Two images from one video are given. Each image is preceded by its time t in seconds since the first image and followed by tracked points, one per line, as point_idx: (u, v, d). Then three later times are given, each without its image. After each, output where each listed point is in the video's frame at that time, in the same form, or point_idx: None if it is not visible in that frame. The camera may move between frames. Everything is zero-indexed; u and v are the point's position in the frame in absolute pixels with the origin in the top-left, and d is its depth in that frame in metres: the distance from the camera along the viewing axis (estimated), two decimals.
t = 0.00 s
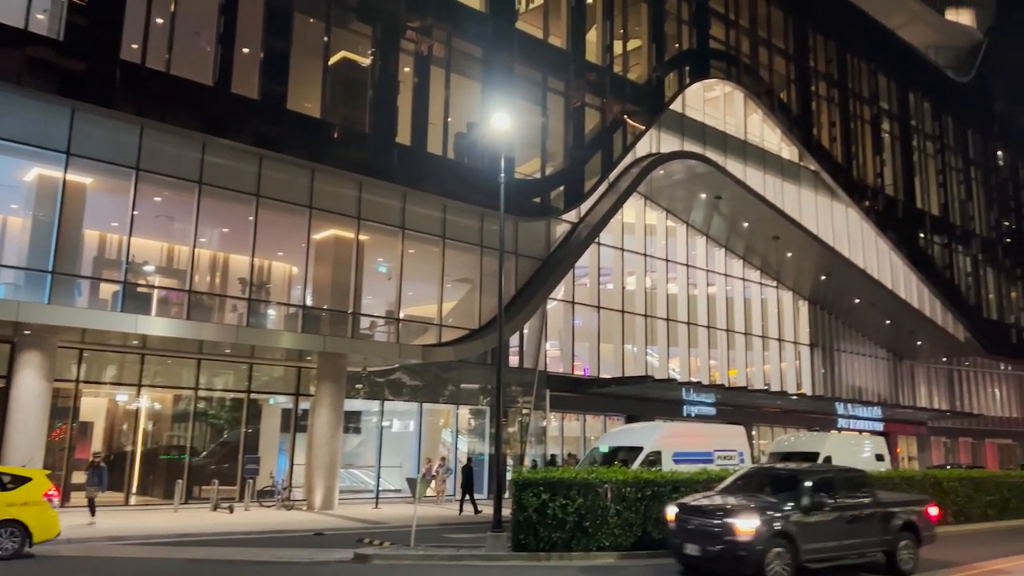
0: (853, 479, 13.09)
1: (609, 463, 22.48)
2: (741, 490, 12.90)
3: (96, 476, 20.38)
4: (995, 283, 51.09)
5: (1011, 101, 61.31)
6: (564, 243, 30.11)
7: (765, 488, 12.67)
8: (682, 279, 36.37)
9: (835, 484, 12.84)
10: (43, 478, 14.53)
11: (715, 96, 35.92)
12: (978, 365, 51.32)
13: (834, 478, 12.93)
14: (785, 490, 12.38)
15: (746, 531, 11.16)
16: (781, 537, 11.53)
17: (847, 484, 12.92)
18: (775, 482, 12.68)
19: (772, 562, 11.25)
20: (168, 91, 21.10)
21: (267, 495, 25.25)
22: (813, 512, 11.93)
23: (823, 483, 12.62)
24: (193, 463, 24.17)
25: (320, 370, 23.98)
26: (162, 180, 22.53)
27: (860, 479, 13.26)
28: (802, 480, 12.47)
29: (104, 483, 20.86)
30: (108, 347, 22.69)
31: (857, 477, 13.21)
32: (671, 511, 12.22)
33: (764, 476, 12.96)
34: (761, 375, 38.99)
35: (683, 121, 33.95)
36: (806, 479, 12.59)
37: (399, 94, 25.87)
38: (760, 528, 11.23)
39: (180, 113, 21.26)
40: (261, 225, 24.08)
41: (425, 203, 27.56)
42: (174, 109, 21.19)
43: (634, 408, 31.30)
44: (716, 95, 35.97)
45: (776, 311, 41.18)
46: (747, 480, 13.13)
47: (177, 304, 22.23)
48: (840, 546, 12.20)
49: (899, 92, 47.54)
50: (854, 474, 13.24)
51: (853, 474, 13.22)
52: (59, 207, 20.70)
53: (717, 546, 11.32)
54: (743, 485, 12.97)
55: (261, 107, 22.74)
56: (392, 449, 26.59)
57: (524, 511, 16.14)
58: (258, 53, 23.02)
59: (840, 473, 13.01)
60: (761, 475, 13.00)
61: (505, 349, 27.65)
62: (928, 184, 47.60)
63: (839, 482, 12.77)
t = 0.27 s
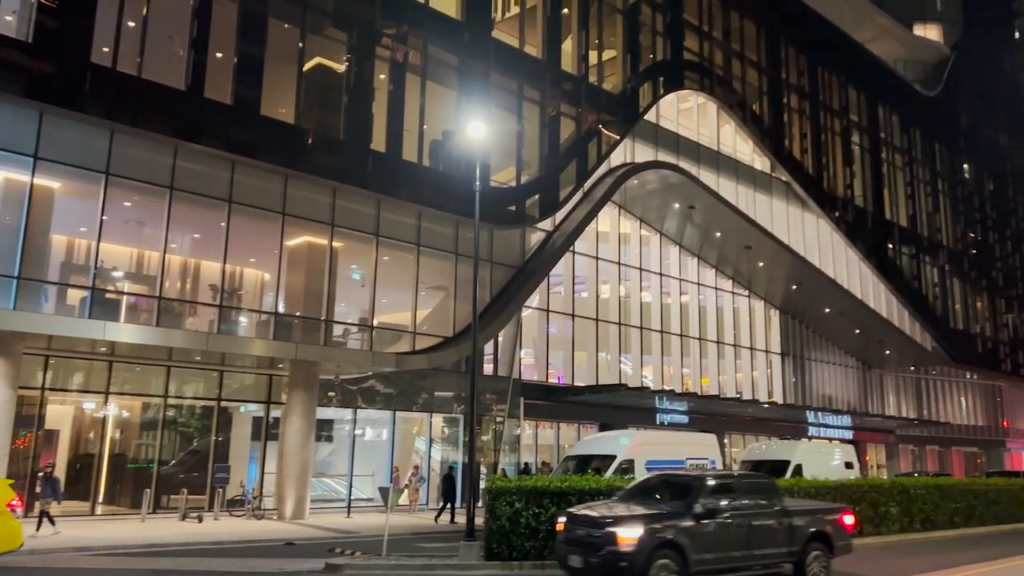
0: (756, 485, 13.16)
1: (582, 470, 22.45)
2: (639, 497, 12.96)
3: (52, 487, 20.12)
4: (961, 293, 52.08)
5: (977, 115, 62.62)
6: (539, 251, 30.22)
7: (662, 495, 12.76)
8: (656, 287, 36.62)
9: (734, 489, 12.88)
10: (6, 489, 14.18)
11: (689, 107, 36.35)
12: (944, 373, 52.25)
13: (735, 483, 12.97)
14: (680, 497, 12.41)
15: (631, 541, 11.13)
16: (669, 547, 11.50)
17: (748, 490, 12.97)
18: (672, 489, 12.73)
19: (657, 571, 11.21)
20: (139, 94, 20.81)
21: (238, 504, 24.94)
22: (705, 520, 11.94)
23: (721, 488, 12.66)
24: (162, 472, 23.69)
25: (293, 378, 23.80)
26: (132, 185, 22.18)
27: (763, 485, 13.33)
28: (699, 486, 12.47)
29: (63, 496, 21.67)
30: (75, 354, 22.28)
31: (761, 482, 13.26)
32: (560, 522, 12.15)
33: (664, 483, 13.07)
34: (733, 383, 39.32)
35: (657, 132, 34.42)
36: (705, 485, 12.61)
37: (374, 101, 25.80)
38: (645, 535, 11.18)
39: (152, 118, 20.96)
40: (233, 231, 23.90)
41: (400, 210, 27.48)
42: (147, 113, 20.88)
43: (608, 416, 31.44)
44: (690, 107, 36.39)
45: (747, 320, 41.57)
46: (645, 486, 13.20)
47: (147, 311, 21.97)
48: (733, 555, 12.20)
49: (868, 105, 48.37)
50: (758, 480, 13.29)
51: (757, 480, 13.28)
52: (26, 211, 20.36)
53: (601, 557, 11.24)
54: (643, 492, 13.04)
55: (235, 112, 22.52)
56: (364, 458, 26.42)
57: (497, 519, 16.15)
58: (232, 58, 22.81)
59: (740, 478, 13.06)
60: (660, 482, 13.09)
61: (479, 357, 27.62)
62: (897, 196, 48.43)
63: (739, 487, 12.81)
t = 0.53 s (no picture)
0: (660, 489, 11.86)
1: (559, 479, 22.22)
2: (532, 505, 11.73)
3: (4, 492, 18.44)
4: (933, 302, 52.86)
5: (948, 126, 63.68)
6: (517, 258, 30.25)
7: (552, 502, 11.56)
8: (633, 295, 36.79)
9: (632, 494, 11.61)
10: None
11: (667, 116, 36.61)
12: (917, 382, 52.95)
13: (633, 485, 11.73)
14: (570, 505, 11.21)
15: (503, 553, 9.94)
16: (550, 558, 10.24)
17: (648, 494, 11.67)
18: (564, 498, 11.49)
19: None
20: (114, 97, 20.55)
21: (211, 513, 24.64)
22: (593, 529, 10.65)
23: (613, 493, 11.41)
24: (134, 480, 23.44)
25: (268, 385, 23.59)
26: (105, 189, 21.88)
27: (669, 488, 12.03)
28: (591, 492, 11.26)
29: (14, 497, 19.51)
30: (46, 360, 21.93)
31: (663, 485, 11.96)
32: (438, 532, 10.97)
33: (557, 490, 11.92)
34: (710, 390, 39.58)
35: (635, 141, 34.65)
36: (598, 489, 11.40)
37: (352, 107, 25.71)
38: (520, 546, 10.01)
39: (126, 122, 20.72)
40: (209, 236, 23.65)
41: (378, 217, 27.37)
42: (122, 118, 20.66)
43: (585, 423, 31.51)
44: (668, 116, 36.69)
45: (724, 328, 41.86)
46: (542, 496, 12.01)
47: (120, 317, 21.63)
48: (629, 567, 10.86)
49: (843, 115, 49.03)
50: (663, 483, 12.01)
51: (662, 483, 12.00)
52: None
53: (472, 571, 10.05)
54: (534, 501, 11.85)
55: (211, 117, 22.34)
56: (340, 466, 26.22)
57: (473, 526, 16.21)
58: (208, 62, 22.63)
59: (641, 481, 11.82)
60: (554, 490, 11.89)
61: (457, 365, 27.54)
62: (871, 206, 49.10)
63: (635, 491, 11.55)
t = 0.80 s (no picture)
0: (554, 496, 11.30)
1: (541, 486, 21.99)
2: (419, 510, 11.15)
3: None
4: (911, 310, 53.48)
5: (925, 136, 64.56)
6: (499, 265, 30.27)
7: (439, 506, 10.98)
8: (615, 302, 36.91)
9: (526, 501, 11.07)
10: None
11: (648, 124, 36.82)
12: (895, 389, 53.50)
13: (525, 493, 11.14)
14: (454, 509, 10.65)
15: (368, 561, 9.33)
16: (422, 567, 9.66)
17: (543, 500, 11.14)
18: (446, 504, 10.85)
19: None
20: (93, 100, 20.36)
21: (188, 520, 24.40)
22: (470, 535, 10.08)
23: (500, 501, 10.81)
24: (110, 487, 23.11)
25: (247, 391, 23.38)
26: (83, 193, 21.66)
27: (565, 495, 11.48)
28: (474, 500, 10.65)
29: None
30: (21, 366, 21.65)
31: (559, 492, 11.38)
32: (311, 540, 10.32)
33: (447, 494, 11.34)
34: (690, 397, 39.76)
35: (617, 149, 34.84)
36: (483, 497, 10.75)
37: (334, 112, 25.64)
38: (387, 556, 9.38)
39: (106, 125, 20.52)
40: (189, 241, 23.47)
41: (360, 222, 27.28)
42: (101, 121, 20.46)
43: (567, 430, 31.53)
44: (650, 124, 36.89)
45: (705, 335, 42.09)
46: (423, 501, 11.35)
47: (97, 322, 21.40)
48: None
49: (822, 125, 49.56)
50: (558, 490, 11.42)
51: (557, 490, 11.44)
52: None
53: None
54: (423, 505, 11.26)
55: (192, 121, 22.19)
56: (320, 473, 26.07)
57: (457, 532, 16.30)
58: (189, 66, 22.50)
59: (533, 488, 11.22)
60: (439, 495, 11.25)
61: (438, 371, 27.48)
62: (850, 214, 49.64)
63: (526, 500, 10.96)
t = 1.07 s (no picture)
0: (447, 502, 10.61)
1: (526, 492, 21.89)
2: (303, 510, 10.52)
3: None
4: (894, 317, 53.91)
5: (908, 145, 65.24)
6: (485, 270, 30.27)
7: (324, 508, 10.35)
8: (600, 308, 36.98)
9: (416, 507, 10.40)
10: None
11: (634, 131, 36.99)
12: (878, 395, 53.92)
13: (416, 499, 10.45)
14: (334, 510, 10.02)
15: (222, 566, 8.76)
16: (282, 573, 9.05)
17: (434, 506, 10.49)
18: (328, 503, 10.17)
19: None
20: (76, 103, 20.18)
21: (170, 527, 24.16)
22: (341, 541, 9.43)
23: (383, 505, 10.14)
24: (90, 493, 22.89)
25: (230, 396, 23.11)
26: (65, 196, 21.41)
27: (462, 502, 10.80)
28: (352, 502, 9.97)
29: None
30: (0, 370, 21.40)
31: (455, 496, 10.74)
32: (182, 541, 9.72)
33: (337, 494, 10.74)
34: (675, 403, 39.89)
35: (603, 155, 34.96)
36: (361, 501, 10.07)
37: (319, 117, 25.57)
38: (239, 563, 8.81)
39: (89, 128, 20.34)
40: (172, 245, 23.29)
41: (345, 227, 27.22)
42: (84, 124, 20.27)
43: (552, 436, 31.53)
44: (636, 131, 37.05)
45: (690, 341, 42.23)
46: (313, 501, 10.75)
47: (78, 326, 21.19)
48: None
49: (806, 132, 49.97)
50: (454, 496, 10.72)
51: (452, 495, 10.75)
52: None
53: None
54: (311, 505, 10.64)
55: (176, 125, 22.05)
56: (304, 479, 25.91)
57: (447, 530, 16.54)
58: (174, 69, 22.38)
59: (424, 493, 10.51)
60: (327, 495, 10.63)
61: (423, 377, 27.41)
62: (833, 222, 50.03)
63: (414, 507, 10.26)
